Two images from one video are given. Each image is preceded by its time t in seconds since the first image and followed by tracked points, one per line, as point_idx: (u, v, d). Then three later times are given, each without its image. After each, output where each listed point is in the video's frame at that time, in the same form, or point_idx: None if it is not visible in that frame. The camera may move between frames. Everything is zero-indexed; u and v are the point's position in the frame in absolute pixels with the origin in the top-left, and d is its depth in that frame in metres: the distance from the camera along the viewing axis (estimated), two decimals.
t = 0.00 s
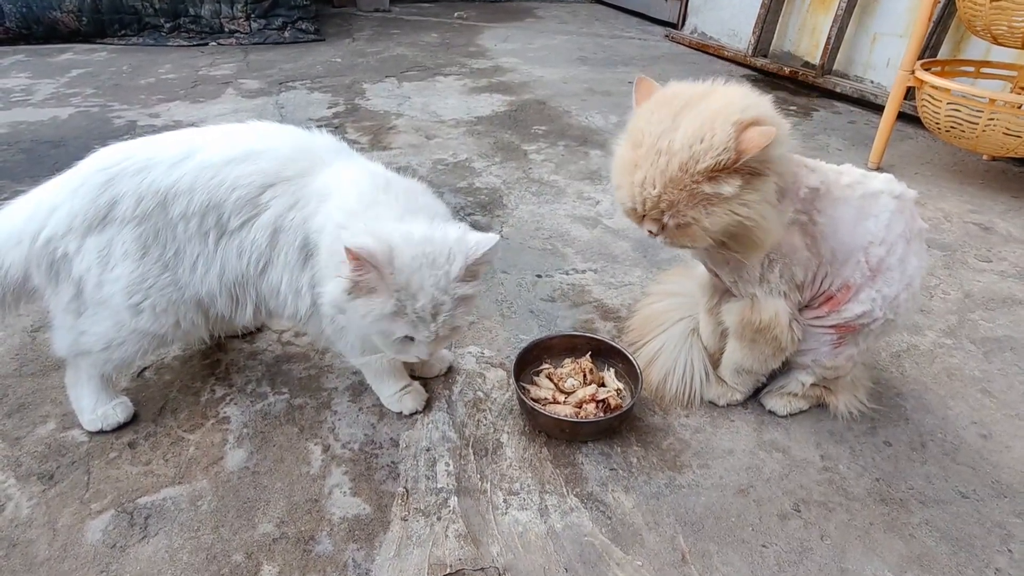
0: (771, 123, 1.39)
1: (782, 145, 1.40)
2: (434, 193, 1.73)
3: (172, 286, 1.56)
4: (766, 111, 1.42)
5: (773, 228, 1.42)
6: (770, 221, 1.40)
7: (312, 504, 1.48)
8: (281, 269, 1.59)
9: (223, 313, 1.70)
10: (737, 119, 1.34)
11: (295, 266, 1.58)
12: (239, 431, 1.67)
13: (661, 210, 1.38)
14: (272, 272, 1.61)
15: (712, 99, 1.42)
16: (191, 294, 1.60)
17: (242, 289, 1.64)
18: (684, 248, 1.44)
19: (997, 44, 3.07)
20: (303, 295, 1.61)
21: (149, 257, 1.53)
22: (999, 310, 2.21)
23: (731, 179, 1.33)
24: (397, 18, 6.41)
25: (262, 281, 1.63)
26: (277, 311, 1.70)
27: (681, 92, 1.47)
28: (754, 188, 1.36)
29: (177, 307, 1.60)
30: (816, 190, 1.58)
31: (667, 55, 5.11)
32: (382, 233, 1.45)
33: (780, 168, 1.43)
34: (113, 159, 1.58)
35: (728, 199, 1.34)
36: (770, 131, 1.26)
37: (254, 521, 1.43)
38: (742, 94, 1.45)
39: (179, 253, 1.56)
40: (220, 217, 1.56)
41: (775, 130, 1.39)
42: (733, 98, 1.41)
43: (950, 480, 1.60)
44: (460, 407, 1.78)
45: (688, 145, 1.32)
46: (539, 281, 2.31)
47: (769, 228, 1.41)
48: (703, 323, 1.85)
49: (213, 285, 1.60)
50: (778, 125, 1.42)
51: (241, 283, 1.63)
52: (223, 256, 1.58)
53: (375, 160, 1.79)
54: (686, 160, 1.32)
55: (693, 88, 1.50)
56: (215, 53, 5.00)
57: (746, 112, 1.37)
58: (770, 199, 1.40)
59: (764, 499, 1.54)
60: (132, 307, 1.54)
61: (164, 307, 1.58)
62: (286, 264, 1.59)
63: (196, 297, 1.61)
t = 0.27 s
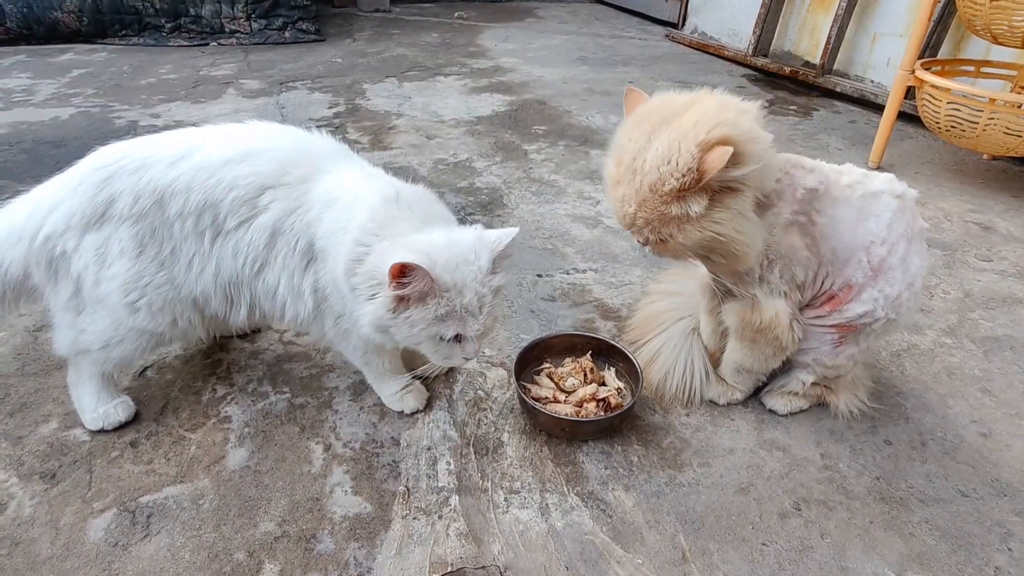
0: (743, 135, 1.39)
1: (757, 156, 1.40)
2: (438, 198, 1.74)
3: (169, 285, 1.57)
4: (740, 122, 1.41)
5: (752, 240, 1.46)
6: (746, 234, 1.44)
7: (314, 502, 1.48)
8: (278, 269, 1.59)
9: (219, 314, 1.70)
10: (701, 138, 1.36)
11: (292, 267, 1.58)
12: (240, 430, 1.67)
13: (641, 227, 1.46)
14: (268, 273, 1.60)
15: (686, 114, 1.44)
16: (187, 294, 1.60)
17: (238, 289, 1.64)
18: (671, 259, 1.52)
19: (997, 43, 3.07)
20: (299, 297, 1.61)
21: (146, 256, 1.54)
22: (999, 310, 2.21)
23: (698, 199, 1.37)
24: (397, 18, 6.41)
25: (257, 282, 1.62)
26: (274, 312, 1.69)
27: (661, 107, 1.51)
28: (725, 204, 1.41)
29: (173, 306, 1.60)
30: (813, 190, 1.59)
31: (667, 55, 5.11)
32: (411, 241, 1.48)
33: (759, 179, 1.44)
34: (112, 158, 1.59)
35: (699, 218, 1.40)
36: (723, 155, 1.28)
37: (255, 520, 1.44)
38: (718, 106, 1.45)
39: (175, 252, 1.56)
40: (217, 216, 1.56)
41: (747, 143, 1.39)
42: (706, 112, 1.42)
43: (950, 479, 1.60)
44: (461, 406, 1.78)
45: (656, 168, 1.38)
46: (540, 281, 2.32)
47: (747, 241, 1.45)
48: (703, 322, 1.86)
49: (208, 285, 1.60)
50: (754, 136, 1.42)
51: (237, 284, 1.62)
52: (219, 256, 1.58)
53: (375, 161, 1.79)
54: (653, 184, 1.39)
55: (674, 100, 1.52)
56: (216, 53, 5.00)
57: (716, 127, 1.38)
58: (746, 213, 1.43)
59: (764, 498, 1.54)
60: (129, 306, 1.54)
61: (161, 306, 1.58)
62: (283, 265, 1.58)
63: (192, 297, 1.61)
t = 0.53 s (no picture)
0: (720, 160, 1.39)
1: (738, 178, 1.40)
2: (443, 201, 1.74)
3: (169, 285, 1.57)
4: (717, 145, 1.41)
5: (743, 257, 1.47)
6: (735, 252, 1.46)
7: (315, 502, 1.49)
8: (279, 271, 1.59)
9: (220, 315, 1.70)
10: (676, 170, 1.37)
11: (293, 270, 1.58)
12: (241, 430, 1.67)
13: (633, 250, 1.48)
14: (269, 275, 1.60)
15: (664, 140, 1.44)
16: (188, 294, 1.60)
17: (239, 291, 1.63)
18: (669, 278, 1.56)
19: (998, 43, 3.07)
20: (300, 299, 1.61)
21: (147, 257, 1.54)
22: (1000, 309, 2.21)
23: (682, 226, 1.40)
24: (398, 18, 6.41)
25: (258, 284, 1.62)
26: (274, 314, 1.69)
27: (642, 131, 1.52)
28: (710, 227, 1.42)
29: (174, 307, 1.60)
30: (811, 191, 1.58)
31: (668, 55, 5.11)
32: (431, 251, 1.51)
33: (744, 196, 1.44)
34: (114, 158, 1.59)
35: (686, 243, 1.42)
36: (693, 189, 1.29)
37: (257, 519, 1.44)
38: (694, 128, 1.45)
39: (176, 253, 1.56)
40: (218, 218, 1.56)
41: (725, 167, 1.39)
42: (682, 138, 1.42)
43: (952, 478, 1.60)
44: (462, 406, 1.79)
45: (637, 199, 1.40)
46: (540, 281, 2.32)
47: (737, 259, 1.47)
48: (704, 322, 1.86)
49: (209, 286, 1.60)
50: (732, 157, 1.41)
51: (237, 285, 1.62)
52: (219, 257, 1.58)
53: (376, 165, 1.79)
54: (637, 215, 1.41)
55: (654, 122, 1.52)
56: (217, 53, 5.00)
57: (693, 155, 1.39)
58: (733, 232, 1.44)
59: (766, 497, 1.54)
60: (130, 306, 1.55)
61: (162, 306, 1.58)
62: (284, 267, 1.58)
63: (193, 297, 1.61)
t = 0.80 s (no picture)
0: (713, 175, 1.40)
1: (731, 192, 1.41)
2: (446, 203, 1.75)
3: (167, 284, 1.56)
4: (709, 160, 1.41)
5: (738, 268, 1.48)
6: (731, 264, 1.47)
7: (315, 501, 1.48)
8: (279, 272, 1.59)
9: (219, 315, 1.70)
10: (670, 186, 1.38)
11: (293, 270, 1.57)
12: (241, 429, 1.67)
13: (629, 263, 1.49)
14: (269, 275, 1.60)
15: (657, 155, 1.45)
16: (186, 294, 1.59)
17: (237, 291, 1.63)
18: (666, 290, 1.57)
19: (999, 41, 3.06)
20: (299, 300, 1.60)
21: (146, 256, 1.54)
22: (1001, 308, 2.20)
23: (677, 240, 1.41)
24: (398, 18, 6.41)
25: (256, 284, 1.62)
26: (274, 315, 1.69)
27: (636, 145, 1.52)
28: (704, 240, 1.43)
29: (172, 306, 1.60)
30: (809, 192, 1.57)
31: (668, 54, 5.11)
32: (459, 260, 1.55)
33: (739, 209, 1.45)
34: (114, 157, 1.59)
35: (681, 257, 1.44)
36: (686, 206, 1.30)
37: (257, 519, 1.44)
38: (688, 142, 1.45)
39: (174, 252, 1.56)
40: (217, 218, 1.56)
41: (718, 181, 1.40)
42: (675, 152, 1.43)
43: (953, 478, 1.60)
44: (463, 405, 1.78)
45: (632, 214, 1.41)
46: (541, 281, 2.31)
47: (733, 271, 1.48)
48: (704, 321, 1.86)
49: (208, 286, 1.60)
50: (725, 171, 1.42)
51: (236, 285, 1.62)
52: (218, 257, 1.58)
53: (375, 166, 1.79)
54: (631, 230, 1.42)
55: (647, 136, 1.53)
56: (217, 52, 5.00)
57: (686, 170, 1.39)
58: (728, 245, 1.45)
59: (767, 497, 1.54)
60: (129, 305, 1.55)
61: (161, 306, 1.58)
62: (283, 267, 1.58)
63: (191, 297, 1.61)
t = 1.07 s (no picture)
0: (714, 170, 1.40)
1: (732, 188, 1.41)
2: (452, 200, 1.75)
3: (165, 283, 1.56)
4: (710, 155, 1.42)
5: (738, 266, 1.48)
6: (729, 261, 1.47)
7: (318, 499, 1.48)
8: (277, 272, 1.58)
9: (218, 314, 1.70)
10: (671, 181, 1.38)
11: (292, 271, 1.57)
12: (244, 427, 1.67)
13: (630, 259, 1.49)
14: (267, 275, 1.59)
15: (659, 151, 1.45)
16: (184, 293, 1.59)
17: (235, 291, 1.63)
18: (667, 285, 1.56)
19: (1000, 40, 3.07)
20: (297, 299, 1.60)
21: (145, 254, 1.54)
22: (1003, 307, 2.20)
23: (677, 235, 1.41)
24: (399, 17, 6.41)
25: (254, 284, 1.61)
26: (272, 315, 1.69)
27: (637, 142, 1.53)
28: (704, 236, 1.43)
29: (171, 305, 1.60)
30: (809, 190, 1.57)
31: (669, 53, 5.11)
32: (482, 257, 1.57)
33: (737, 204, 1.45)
34: (114, 155, 1.59)
35: (681, 252, 1.44)
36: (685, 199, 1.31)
37: (260, 516, 1.44)
38: (689, 139, 1.45)
39: (173, 251, 1.56)
40: (215, 217, 1.56)
41: (718, 177, 1.40)
42: (677, 149, 1.43)
43: (955, 476, 1.60)
44: (465, 403, 1.79)
45: (634, 209, 1.41)
46: (543, 279, 2.32)
47: (733, 267, 1.48)
48: (706, 320, 1.86)
49: (205, 285, 1.59)
50: (726, 167, 1.42)
51: (233, 284, 1.62)
52: (215, 256, 1.57)
53: (376, 166, 1.79)
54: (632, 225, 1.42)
55: (648, 133, 1.53)
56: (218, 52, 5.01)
57: (688, 166, 1.39)
58: (727, 240, 1.45)
59: (769, 495, 1.54)
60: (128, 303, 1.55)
61: (159, 304, 1.58)
62: (282, 267, 1.58)
63: (189, 296, 1.61)
